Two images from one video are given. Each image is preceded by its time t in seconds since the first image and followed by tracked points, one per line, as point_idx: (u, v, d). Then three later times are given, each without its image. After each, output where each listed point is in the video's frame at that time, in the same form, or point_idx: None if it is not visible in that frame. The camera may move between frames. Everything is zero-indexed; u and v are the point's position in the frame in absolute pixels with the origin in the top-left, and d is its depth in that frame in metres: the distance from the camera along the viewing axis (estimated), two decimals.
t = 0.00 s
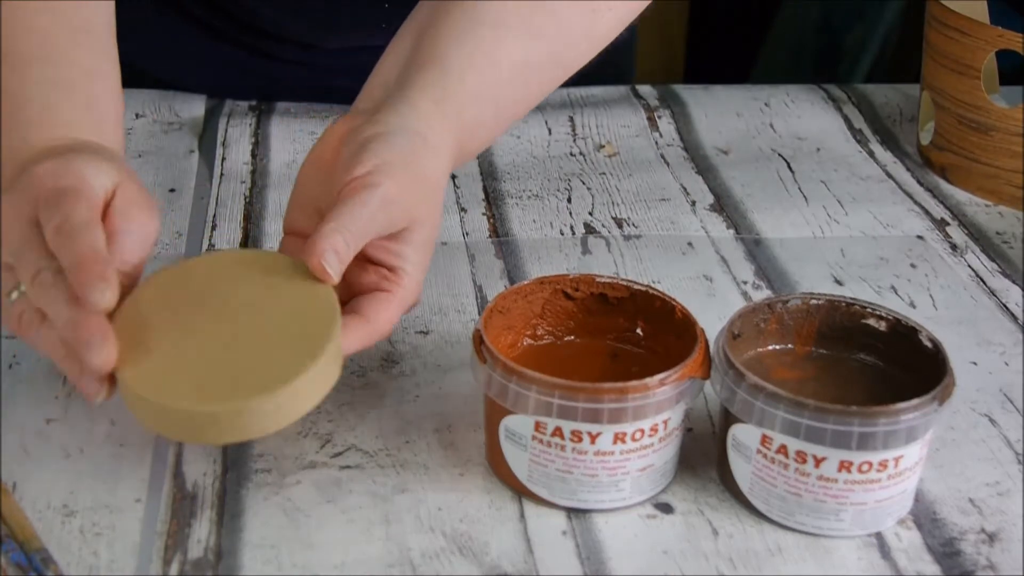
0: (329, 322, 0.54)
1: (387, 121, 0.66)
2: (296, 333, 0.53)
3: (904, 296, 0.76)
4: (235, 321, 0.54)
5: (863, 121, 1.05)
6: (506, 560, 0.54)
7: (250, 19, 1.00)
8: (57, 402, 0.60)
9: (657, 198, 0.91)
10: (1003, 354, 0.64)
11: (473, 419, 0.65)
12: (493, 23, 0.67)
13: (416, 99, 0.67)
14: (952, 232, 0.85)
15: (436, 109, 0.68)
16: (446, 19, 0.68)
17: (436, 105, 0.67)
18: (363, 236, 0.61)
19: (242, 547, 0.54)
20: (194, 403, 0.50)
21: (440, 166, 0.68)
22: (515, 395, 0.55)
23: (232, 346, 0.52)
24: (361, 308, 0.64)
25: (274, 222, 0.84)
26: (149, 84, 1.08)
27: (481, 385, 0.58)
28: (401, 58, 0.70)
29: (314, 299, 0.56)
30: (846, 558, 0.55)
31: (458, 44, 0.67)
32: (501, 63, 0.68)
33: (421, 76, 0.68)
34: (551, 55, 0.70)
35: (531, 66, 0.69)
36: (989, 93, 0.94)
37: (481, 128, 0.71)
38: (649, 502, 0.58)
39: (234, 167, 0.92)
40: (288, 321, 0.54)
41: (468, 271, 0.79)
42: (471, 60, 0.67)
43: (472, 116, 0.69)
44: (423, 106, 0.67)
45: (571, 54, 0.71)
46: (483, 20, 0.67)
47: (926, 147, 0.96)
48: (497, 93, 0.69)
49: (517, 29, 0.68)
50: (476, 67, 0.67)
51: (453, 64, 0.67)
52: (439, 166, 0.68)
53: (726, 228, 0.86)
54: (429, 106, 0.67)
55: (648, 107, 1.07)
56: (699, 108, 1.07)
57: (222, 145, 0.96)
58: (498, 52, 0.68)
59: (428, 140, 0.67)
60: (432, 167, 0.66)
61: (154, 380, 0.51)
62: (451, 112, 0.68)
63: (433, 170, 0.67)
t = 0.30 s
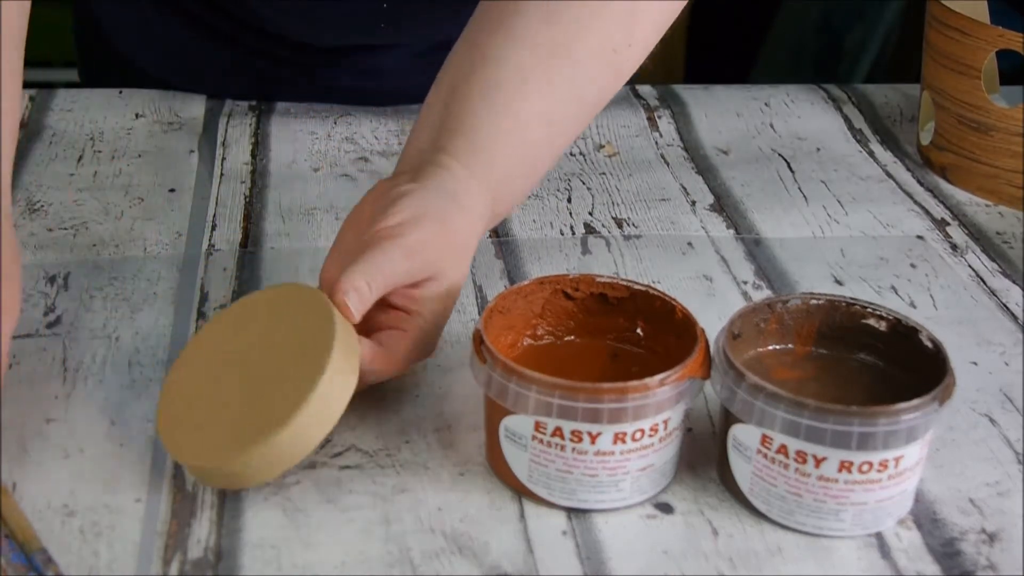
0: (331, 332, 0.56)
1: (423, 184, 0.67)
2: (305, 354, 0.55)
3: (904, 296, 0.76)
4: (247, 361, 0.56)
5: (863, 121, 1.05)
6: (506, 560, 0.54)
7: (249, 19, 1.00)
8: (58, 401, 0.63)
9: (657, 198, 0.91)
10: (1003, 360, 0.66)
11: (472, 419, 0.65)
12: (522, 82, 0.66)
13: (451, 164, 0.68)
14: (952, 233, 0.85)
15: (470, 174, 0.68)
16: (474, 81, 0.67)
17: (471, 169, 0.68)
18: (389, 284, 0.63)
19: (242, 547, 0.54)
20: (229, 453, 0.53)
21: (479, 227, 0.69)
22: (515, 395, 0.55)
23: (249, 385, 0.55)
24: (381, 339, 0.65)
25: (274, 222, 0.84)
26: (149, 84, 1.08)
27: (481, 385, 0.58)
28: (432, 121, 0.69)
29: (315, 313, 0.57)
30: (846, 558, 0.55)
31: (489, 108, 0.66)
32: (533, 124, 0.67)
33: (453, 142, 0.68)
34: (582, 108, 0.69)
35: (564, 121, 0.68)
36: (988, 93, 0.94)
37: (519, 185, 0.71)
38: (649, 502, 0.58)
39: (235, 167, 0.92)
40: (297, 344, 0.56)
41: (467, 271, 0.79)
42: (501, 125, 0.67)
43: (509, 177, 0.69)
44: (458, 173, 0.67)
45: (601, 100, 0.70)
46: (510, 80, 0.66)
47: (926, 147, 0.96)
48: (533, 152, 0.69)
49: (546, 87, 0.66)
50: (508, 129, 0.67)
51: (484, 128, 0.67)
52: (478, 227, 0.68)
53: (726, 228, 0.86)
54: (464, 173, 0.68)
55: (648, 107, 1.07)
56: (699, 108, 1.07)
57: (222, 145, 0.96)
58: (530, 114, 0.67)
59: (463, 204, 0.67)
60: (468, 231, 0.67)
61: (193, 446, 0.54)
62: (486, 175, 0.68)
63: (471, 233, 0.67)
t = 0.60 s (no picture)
0: (344, 350, 0.57)
1: (431, 201, 0.67)
2: (316, 362, 0.56)
3: (904, 296, 0.76)
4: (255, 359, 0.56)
5: (863, 121, 1.05)
6: (506, 560, 0.54)
7: (249, 19, 1.00)
8: (58, 401, 0.63)
9: (657, 198, 0.91)
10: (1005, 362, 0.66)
11: (472, 419, 0.65)
12: (528, 100, 0.66)
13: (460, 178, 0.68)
14: (952, 233, 0.85)
15: (477, 190, 0.69)
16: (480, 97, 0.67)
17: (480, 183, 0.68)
18: (398, 311, 0.63)
19: (242, 547, 0.54)
20: (224, 439, 0.53)
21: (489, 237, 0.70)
22: (515, 395, 0.55)
23: (257, 382, 0.55)
24: (388, 370, 0.64)
25: (275, 223, 0.84)
26: (149, 84, 1.08)
27: (481, 385, 0.58)
28: (437, 136, 0.69)
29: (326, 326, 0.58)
30: (846, 558, 0.55)
31: (496, 124, 0.67)
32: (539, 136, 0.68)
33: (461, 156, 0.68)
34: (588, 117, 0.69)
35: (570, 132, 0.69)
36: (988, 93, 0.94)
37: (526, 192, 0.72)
38: (649, 502, 0.58)
39: (235, 167, 0.92)
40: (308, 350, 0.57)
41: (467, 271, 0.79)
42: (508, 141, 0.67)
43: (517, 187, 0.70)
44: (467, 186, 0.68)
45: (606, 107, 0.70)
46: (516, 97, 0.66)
47: (926, 147, 0.96)
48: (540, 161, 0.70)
49: (551, 102, 0.67)
50: (515, 144, 0.68)
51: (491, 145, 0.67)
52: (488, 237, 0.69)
53: (726, 228, 0.86)
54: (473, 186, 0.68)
55: (648, 107, 1.07)
56: (698, 108, 1.07)
57: (222, 145, 0.96)
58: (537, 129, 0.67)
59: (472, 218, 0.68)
60: (477, 245, 0.67)
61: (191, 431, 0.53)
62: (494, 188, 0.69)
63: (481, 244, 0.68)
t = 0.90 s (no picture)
0: (349, 377, 0.59)
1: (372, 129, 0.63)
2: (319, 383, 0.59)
3: (904, 296, 0.76)
4: (276, 370, 0.60)
5: (863, 121, 1.05)
6: (506, 560, 0.54)
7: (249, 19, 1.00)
8: (58, 401, 0.62)
9: (657, 198, 0.91)
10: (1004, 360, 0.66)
11: (473, 420, 0.65)
12: (482, 31, 0.64)
13: (402, 106, 0.64)
14: (952, 232, 0.85)
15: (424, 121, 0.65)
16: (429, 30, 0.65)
17: (425, 116, 0.64)
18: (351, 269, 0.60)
19: (243, 547, 0.54)
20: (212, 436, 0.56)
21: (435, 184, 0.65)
22: (515, 395, 0.55)
23: (260, 394, 0.58)
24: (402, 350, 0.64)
25: (274, 222, 0.84)
26: (149, 84, 1.08)
27: (481, 385, 0.58)
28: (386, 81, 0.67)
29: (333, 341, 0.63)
30: (846, 558, 0.55)
31: (448, 52, 0.64)
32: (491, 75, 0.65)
33: (403, 84, 0.64)
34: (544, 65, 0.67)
35: (522, 78, 0.66)
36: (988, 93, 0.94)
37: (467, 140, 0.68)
38: (649, 502, 0.58)
39: (235, 167, 0.92)
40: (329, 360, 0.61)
41: (468, 271, 0.79)
42: (456, 67, 0.64)
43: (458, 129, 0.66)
44: (410, 114, 0.64)
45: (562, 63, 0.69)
46: (470, 26, 0.64)
47: (926, 147, 0.96)
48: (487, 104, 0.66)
49: (506, 42, 0.65)
50: (465, 75, 0.64)
51: (439, 69, 0.64)
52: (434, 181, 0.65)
53: (726, 227, 0.86)
54: (416, 114, 0.64)
55: (648, 107, 1.07)
56: (699, 108, 1.07)
57: (222, 145, 0.96)
58: (488, 65, 0.65)
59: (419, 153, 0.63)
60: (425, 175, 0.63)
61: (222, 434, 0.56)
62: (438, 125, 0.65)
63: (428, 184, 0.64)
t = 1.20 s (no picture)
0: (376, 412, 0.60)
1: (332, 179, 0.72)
2: (344, 414, 0.59)
3: (904, 295, 0.76)
4: (307, 386, 0.61)
5: (863, 121, 1.05)
6: (506, 560, 0.54)
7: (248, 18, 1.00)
8: (58, 401, 0.61)
9: (657, 198, 0.91)
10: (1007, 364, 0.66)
11: (473, 419, 0.65)
12: (419, 64, 0.69)
13: (354, 143, 0.71)
14: (952, 232, 0.85)
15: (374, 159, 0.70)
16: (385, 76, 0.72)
17: (368, 147, 0.70)
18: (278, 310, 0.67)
19: (243, 547, 0.54)
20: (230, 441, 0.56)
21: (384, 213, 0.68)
22: (515, 395, 0.55)
23: (284, 410, 0.59)
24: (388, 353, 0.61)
25: (274, 222, 0.84)
26: (149, 84, 1.08)
27: (481, 385, 0.58)
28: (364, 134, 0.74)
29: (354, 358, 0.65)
30: (846, 558, 0.55)
31: (388, 88, 0.70)
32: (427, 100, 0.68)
33: (358, 124, 0.71)
34: (484, 83, 0.68)
35: (461, 99, 0.68)
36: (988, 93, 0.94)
37: (423, 169, 0.70)
38: (649, 502, 0.58)
39: (235, 167, 0.92)
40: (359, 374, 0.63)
41: (468, 271, 0.79)
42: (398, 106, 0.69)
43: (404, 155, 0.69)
44: (355, 150, 0.70)
45: (512, 82, 0.69)
46: (410, 62, 0.70)
47: (926, 147, 0.96)
48: (429, 127, 0.69)
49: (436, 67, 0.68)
50: (399, 103, 0.69)
51: (381, 106, 0.70)
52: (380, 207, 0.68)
53: (726, 227, 0.86)
54: (360, 148, 0.70)
55: (648, 107, 1.07)
56: (698, 108, 1.07)
57: (221, 145, 0.96)
58: (420, 90, 0.69)
59: (356, 180, 0.69)
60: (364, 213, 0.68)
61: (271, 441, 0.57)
62: (381, 155, 0.69)
63: (367, 206, 0.68)
